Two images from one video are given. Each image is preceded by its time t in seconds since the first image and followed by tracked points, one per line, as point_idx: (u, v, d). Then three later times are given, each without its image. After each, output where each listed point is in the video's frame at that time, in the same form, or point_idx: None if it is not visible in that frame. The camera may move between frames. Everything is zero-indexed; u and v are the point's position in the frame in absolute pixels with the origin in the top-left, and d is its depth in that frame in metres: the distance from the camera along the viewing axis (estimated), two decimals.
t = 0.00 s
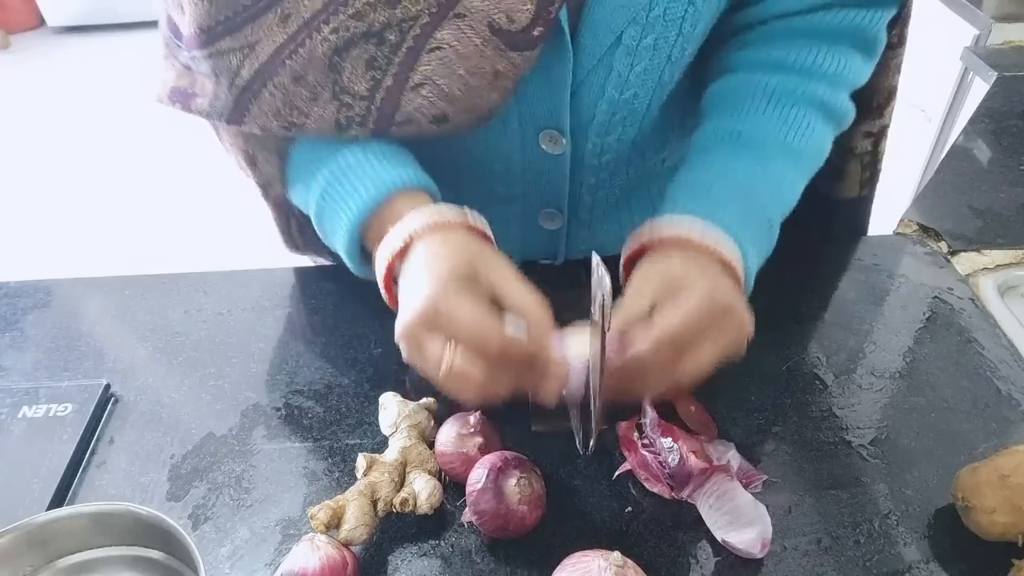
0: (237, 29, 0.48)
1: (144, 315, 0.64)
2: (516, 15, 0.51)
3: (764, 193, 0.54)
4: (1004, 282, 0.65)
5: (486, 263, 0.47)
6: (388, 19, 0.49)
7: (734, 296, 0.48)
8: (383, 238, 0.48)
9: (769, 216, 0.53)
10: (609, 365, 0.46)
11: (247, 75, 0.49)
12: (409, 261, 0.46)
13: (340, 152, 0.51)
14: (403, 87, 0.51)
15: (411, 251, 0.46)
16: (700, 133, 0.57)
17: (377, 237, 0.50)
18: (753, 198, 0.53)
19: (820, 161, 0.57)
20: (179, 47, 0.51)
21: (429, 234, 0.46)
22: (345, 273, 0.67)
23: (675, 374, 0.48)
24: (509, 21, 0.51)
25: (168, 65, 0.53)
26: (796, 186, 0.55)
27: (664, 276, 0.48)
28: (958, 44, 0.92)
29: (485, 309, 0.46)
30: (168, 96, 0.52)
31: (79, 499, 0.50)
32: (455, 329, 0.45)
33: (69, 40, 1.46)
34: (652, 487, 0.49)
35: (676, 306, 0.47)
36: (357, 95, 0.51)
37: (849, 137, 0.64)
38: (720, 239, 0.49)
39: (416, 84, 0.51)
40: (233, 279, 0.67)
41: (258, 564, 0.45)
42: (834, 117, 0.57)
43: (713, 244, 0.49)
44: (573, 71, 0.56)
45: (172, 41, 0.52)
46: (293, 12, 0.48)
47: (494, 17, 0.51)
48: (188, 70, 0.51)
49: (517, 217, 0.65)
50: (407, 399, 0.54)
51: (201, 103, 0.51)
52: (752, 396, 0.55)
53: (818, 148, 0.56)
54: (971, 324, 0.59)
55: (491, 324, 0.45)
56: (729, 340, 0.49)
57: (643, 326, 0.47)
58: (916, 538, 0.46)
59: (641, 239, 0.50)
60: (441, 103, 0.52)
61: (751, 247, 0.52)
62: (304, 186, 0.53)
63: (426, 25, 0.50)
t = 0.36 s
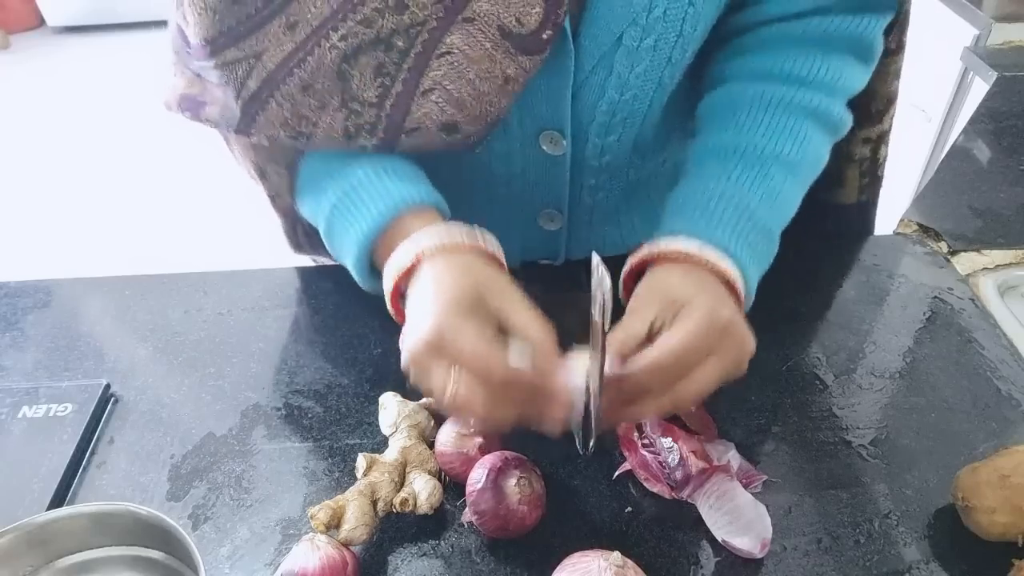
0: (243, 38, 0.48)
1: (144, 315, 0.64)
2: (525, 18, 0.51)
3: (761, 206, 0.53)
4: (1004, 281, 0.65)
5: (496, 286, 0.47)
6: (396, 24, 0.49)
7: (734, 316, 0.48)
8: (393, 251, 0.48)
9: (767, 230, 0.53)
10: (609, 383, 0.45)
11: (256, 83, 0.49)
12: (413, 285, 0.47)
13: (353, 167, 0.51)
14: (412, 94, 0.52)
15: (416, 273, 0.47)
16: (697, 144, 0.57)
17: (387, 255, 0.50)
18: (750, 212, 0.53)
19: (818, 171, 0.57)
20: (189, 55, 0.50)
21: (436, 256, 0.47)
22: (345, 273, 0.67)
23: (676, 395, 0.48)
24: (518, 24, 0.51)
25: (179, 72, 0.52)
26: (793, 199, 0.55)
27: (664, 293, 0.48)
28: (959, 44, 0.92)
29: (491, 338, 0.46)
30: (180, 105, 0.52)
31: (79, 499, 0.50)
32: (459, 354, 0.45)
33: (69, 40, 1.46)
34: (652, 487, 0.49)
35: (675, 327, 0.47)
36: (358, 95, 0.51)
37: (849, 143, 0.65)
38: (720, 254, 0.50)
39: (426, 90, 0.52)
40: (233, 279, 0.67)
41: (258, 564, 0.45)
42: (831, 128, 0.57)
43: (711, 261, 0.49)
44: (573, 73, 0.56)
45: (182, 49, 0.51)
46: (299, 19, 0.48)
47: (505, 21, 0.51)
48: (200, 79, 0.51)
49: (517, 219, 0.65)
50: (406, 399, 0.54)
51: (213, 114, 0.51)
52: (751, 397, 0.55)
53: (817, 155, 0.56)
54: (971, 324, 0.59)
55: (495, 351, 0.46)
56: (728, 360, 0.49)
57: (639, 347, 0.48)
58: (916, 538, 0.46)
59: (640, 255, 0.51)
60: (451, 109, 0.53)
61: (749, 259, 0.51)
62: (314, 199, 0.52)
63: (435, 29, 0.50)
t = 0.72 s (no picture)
0: (241, 33, 0.48)
1: (144, 315, 0.64)
2: (521, 18, 0.51)
3: (756, 213, 0.52)
4: (1004, 281, 0.65)
5: (492, 305, 0.46)
6: (394, 23, 0.49)
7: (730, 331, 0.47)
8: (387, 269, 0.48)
9: (765, 239, 0.52)
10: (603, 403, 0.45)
11: (250, 80, 0.49)
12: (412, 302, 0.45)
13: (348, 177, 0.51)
14: (408, 93, 0.51)
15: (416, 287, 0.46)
16: (695, 151, 0.57)
17: (382, 259, 0.49)
18: (744, 219, 0.52)
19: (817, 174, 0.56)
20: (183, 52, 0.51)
21: (433, 270, 0.45)
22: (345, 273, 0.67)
23: (670, 412, 0.46)
24: (515, 25, 0.51)
25: (174, 69, 0.53)
26: (790, 204, 0.54)
27: (660, 307, 0.47)
28: (959, 44, 0.92)
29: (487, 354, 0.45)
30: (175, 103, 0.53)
31: (79, 499, 0.50)
32: (460, 376, 0.43)
33: (69, 41, 1.46)
34: (653, 488, 0.49)
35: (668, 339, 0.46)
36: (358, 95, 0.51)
37: (849, 144, 0.64)
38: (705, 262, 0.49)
39: (421, 88, 0.51)
40: (233, 279, 0.67)
41: (258, 564, 0.45)
42: (830, 135, 0.56)
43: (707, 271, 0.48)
44: (572, 74, 0.56)
45: (174, 44, 0.52)
46: (296, 16, 0.48)
47: (499, 20, 0.51)
48: (191, 74, 0.51)
49: (517, 218, 0.65)
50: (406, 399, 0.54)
51: (205, 109, 0.52)
52: (752, 397, 0.55)
53: (817, 158, 0.55)
54: (971, 324, 0.59)
55: (496, 370, 0.44)
56: (719, 383, 0.47)
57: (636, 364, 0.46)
58: (916, 538, 0.46)
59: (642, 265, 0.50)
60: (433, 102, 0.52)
61: (743, 269, 0.50)
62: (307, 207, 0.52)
63: (431, 29, 0.50)
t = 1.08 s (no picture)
0: (242, 32, 0.48)
1: (144, 315, 0.64)
2: (521, 18, 0.51)
3: (767, 191, 0.53)
4: (1004, 281, 0.65)
5: (496, 272, 0.47)
6: (395, 21, 0.49)
7: (736, 307, 0.48)
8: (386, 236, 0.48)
9: (775, 217, 0.53)
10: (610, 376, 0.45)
11: (250, 76, 0.49)
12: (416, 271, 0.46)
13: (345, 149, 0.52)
14: (406, 91, 0.51)
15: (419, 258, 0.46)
16: (704, 138, 0.57)
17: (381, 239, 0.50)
18: (753, 199, 0.52)
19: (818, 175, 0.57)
20: (180, 49, 0.51)
21: (439, 240, 0.46)
22: (346, 273, 0.67)
23: (676, 387, 0.48)
24: (515, 25, 0.51)
25: (172, 66, 0.53)
26: (802, 185, 0.55)
27: (666, 284, 0.48)
28: (959, 43, 0.92)
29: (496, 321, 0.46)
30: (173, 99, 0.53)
31: (79, 499, 0.50)
32: (471, 338, 0.45)
33: (69, 41, 1.47)
34: (652, 488, 0.49)
35: (676, 312, 0.47)
36: (357, 94, 0.50)
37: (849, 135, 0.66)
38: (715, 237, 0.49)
39: (420, 87, 0.52)
40: (233, 279, 0.67)
41: (258, 564, 0.45)
42: (839, 117, 0.57)
43: (722, 253, 0.49)
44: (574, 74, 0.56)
45: (171, 41, 0.52)
46: (297, 13, 0.47)
47: (499, 19, 0.50)
48: (190, 72, 0.51)
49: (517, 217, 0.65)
50: (406, 399, 0.54)
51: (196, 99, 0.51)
52: (752, 396, 0.55)
53: (826, 139, 0.56)
54: (971, 324, 0.59)
55: (505, 337, 0.46)
56: (727, 353, 0.48)
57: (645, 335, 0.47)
58: (916, 538, 0.46)
59: (646, 247, 0.51)
60: (433, 102, 0.52)
61: (757, 250, 0.51)
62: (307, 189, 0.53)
63: (431, 28, 0.50)
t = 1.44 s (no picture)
0: (240, 23, 0.48)
1: (144, 315, 0.64)
2: (518, 16, 0.51)
3: (778, 158, 0.53)
4: (1004, 281, 0.65)
5: (490, 229, 0.47)
6: (391, 17, 0.49)
7: (743, 257, 0.48)
8: (382, 208, 0.47)
9: (781, 185, 0.52)
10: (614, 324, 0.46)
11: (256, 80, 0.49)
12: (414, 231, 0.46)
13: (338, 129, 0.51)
14: (400, 86, 0.50)
15: (416, 218, 0.46)
16: (713, 107, 0.57)
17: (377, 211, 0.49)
18: (763, 164, 0.52)
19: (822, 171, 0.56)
20: (176, 43, 0.51)
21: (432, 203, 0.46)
22: (346, 273, 0.67)
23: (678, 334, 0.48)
24: (510, 22, 0.51)
25: (168, 61, 0.53)
26: (807, 157, 0.55)
27: (674, 240, 0.48)
28: (959, 44, 0.92)
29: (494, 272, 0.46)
30: (167, 93, 0.53)
31: (79, 499, 0.50)
32: (468, 297, 0.44)
33: (70, 41, 1.47)
34: (652, 488, 0.49)
35: (680, 266, 0.47)
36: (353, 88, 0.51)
37: (849, 127, 0.66)
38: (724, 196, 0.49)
39: (414, 84, 0.51)
40: (232, 279, 0.67)
41: (258, 564, 0.45)
42: (845, 97, 0.57)
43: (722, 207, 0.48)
44: (575, 73, 0.56)
45: (168, 36, 0.52)
46: (293, 8, 0.48)
47: (495, 17, 0.51)
48: (182, 64, 0.51)
49: (518, 216, 0.65)
50: (407, 399, 0.54)
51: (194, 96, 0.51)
52: (752, 397, 0.55)
53: (829, 129, 0.56)
54: (971, 324, 0.59)
55: (504, 286, 0.45)
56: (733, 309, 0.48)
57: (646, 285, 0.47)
58: (917, 538, 0.46)
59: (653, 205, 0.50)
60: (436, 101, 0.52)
61: (762, 216, 0.51)
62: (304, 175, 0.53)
63: (427, 25, 0.50)
